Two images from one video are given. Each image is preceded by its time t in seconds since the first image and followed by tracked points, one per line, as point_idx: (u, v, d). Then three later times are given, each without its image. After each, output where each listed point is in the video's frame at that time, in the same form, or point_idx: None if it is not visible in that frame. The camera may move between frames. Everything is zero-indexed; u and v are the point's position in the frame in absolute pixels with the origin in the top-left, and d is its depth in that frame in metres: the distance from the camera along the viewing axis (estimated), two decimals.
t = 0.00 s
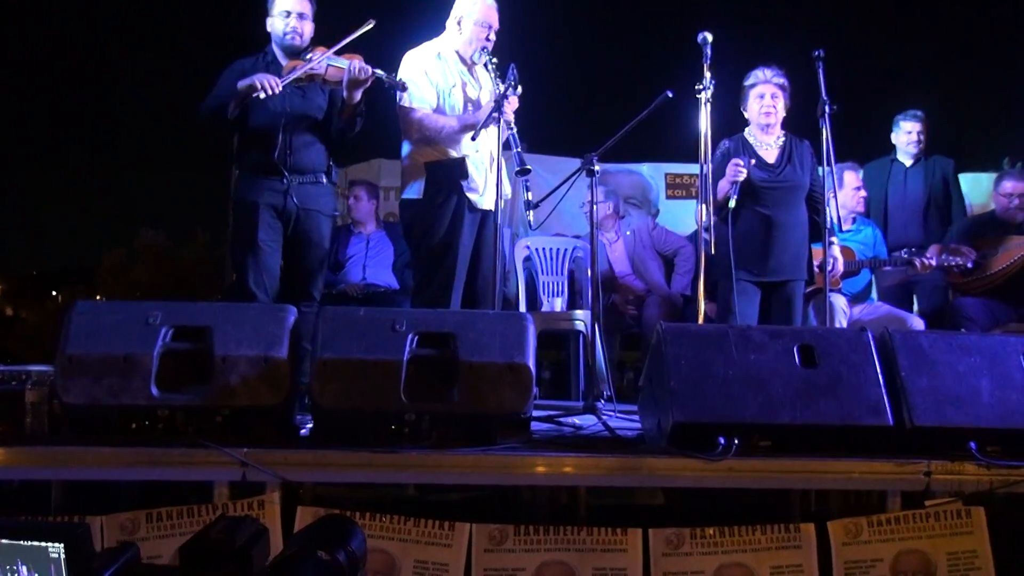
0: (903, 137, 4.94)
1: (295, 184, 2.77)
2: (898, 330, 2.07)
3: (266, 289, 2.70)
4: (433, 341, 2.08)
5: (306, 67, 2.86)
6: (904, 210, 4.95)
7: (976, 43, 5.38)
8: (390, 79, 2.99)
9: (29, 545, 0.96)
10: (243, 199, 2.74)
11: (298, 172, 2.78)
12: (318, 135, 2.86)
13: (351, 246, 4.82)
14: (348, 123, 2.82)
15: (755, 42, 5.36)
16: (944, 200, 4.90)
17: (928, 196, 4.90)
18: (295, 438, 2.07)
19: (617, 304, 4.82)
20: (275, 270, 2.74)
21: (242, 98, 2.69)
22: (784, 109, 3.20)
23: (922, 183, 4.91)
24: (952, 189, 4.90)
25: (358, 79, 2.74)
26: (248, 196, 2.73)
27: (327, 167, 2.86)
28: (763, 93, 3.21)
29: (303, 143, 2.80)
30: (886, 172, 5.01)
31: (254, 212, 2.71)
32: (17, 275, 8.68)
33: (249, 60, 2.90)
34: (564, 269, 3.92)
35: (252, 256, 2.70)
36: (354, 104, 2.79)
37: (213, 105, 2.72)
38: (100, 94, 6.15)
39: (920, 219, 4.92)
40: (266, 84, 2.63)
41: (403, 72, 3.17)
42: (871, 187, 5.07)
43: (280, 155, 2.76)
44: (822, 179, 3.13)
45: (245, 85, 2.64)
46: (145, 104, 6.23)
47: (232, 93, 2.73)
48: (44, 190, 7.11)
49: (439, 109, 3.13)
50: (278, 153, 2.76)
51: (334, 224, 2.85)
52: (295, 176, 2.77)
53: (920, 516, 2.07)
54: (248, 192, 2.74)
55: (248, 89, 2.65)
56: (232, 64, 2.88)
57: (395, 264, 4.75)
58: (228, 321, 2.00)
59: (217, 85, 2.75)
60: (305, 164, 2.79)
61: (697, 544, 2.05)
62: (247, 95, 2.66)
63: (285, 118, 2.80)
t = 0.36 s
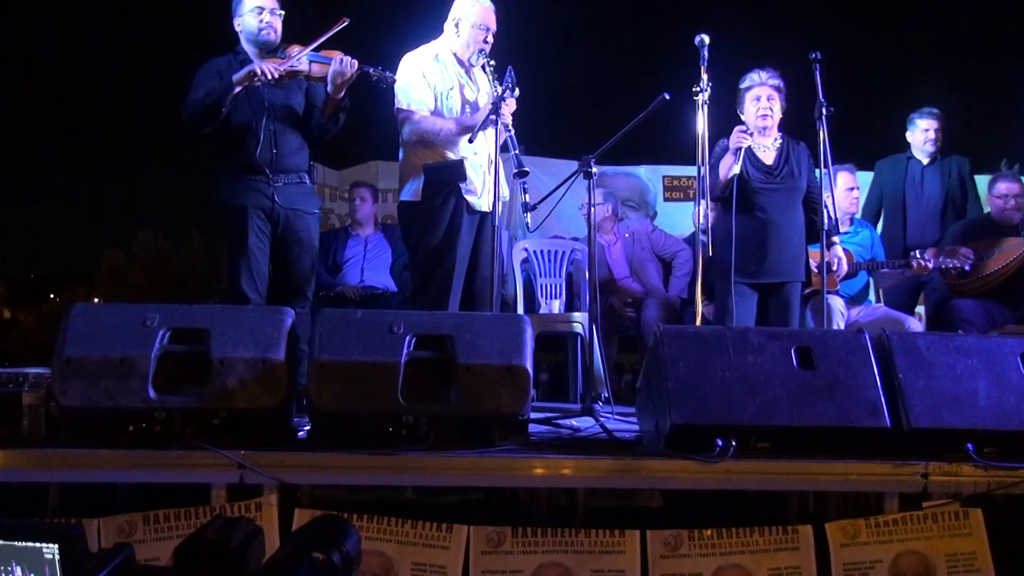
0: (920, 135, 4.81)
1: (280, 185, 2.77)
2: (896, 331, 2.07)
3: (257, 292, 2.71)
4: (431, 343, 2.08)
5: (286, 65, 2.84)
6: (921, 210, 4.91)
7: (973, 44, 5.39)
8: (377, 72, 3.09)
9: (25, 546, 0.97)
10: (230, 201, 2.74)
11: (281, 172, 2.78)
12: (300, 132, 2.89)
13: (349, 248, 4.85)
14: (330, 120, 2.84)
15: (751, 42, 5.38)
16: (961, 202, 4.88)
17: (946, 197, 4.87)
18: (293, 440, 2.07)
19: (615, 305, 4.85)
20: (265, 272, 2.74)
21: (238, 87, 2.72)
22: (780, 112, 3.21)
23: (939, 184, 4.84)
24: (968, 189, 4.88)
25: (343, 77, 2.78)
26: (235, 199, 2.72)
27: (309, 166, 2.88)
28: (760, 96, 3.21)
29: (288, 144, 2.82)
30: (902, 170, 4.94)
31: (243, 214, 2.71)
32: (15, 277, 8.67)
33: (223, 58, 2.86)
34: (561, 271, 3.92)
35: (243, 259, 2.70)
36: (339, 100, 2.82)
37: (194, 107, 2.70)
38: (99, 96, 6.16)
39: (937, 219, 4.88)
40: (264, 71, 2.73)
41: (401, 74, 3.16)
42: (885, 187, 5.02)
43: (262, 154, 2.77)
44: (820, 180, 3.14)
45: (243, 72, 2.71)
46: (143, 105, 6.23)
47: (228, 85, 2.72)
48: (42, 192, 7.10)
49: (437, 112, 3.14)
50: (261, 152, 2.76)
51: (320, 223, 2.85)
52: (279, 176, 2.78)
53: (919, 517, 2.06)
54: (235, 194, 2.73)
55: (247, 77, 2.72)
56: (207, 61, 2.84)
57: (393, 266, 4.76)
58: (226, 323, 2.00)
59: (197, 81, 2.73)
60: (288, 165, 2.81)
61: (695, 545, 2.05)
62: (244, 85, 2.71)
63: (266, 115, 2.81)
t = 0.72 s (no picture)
0: (937, 132, 4.82)
1: (271, 186, 2.79)
2: (894, 331, 2.07)
3: (252, 292, 2.70)
4: (429, 343, 2.08)
5: (276, 69, 2.88)
6: (934, 208, 4.88)
7: (972, 44, 5.39)
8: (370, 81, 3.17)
9: (22, 544, 0.95)
10: (220, 202, 2.72)
11: (272, 173, 2.81)
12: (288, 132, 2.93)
13: (348, 247, 4.85)
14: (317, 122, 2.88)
15: (750, 42, 5.39)
16: (976, 203, 4.86)
17: (961, 196, 4.84)
18: (291, 439, 2.06)
19: (614, 305, 4.86)
20: (257, 272, 2.74)
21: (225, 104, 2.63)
22: (779, 112, 3.19)
23: (954, 183, 4.83)
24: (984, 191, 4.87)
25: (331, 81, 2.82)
26: (226, 200, 2.71)
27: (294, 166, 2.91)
28: (759, 96, 3.18)
29: (277, 147, 2.85)
30: (917, 168, 4.94)
31: (236, 214, 2.70)
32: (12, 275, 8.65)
33: (202, 57, 2.84)
34: (560, 271, 3.92)
35: (237, 259, 2.69)
36: (326, 102, 2.86)
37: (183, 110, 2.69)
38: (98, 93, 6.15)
39: (951, 217, 4.85)
40: (251, 90, 2.61)
41: (401, 74, 3.17)
42: (899, 184, 5.03)
43: (252, 159, 2.77)
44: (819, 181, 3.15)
45: (230, 92, 2.59)
46: (141, 103, 6.23)
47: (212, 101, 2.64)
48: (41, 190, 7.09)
49: (437, 112, 3.14)
50: (250, 156, 2.77)
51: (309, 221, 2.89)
52: (269, 177, 2.80)
53: (918, 517, 2.07)
54: (227, 194, 2.72)
55: (233, 96, 2.61)
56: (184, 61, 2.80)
57: (392, 266, 4.78)
58: (223, 323, 1.99)
59: (178, 90, 2.73)
60: (278, 167, 2.84)
61: (694, 546, 2.05)
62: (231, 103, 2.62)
63: (252, 117, 2.81)
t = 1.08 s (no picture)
0: (937, 132, 4.83)
1: (267, 187, 2.79)
2: (892, 331, 2.07)
3: (249, 293, 2.70)
4: (427, 343, 2.08)
5: (270, 69, 2.93)
6: (937, 206, 4.87)
7: (971, 44, 5.40)
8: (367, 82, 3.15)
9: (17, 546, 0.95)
10: (217, 205, 2.73)
11: (267, 175, 2.80)
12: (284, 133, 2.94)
13: (347, 248, 4.85)
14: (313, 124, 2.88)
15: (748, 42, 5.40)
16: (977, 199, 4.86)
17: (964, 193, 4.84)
18: (289, 440, 2.06)
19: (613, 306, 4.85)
20: (253, 272, 2.73)
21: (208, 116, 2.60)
22: (778, 112, 3.19)
23: (956, 181, 4.83)
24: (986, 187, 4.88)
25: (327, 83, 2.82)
26: (224, 201, 2.71)
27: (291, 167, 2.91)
28: (757, 97, 3.19)
29: (273, 149, 2.84)
30: (918, 166, 4.93)
31: (234, 215, 2.70)
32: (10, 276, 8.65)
33: (196, 60, 2.81)
34: (558, 272, 3.92)
35: (234, 260, 2.69)
36: (323, 104, 2.86)
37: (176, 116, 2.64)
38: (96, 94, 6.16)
39: (954, 216, 4.83)
40: (232, 102, 2.58)
41: (402, 77, 3.20)
42: (900, 180, 5.00)
43: (248, 161, 2.77)
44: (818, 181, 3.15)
45: (211, 104, 2.57)
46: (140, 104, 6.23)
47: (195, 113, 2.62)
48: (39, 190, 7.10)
49: (437, 114, 3.15)
50: (247, 159, 2.77)
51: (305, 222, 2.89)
52: (265, 179, 2.80)
53: (916, 517, 2.07)
54: (225, 196, 2.72)
55: (214, 108, 2.58)
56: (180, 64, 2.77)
57: (391, 267, 4.79)
58: (221, 324, 1.99)
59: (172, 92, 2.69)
60: (274, 168, 2.83)
61: (692, 546, 2.05)
62: (214, 114, 2.60)
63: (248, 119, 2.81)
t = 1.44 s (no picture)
0: (932, 131, 4.84)
1: (272, 188, 2.78)
2: (891, 332, 2.07)
3: (252, 294, 2.70)
4: (426, 344, 2.09)
5: (276, 68, 2.89)
6: (934, 205, 4.87)
7: (969, 44, 5.40)
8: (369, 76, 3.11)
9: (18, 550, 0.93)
10: (220, 206, 2.72)
11: (273, 175, 2.81)
12: (291, 134, 2.93)
13: (346, 249, 4.85)
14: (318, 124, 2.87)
15: (747, 44, 5.42)
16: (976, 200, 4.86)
17: (961, 192, 4.84)
18: (289, 441, 2.06)
19: (613, 307, 4.81)
20: (257, 273, 2.73)
21: (214, 108, 2.61)
22: (777, 111, 3.19)
23: (954, 180, 4.83)
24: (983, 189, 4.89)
25: (331, 81, 2.82)
26: (227, 202, 2.71)
27: (298, 168, 2.91)
28: (755, 96, 3.20)
29: (278, 148, 2.84)
30: (916, 168, 4.93)
31: (237, 216, 2.70)
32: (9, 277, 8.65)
33: (205, 62, 2.84)
34: (557, 273, 3.91)
35: (237, 261, 2.69)
36: (328, 103, 2.85)
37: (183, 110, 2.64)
38: (96, 95, 6.16)
39: (952, 215, 4.83)
40: (239, 95, 2.60)
41: (409, 79, 3.18)
42: (897, 180, 5.02)
43: (252, 159, 2.77)
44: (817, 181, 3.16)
45: (217, 95, 2.58)
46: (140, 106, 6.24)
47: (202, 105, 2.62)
48: (39, 191, 7.10)
49: (444, 114, 3.16)
50: (251, 157, 2.77)
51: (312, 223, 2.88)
52: (270, 179, 2.79)
53: (916, 517, 2.07)
54: (228, 197, 2.72)
55: (220, 100, 2.59)
56: (188, 66, 2.81)
57: (389, 268, 4.81)
58: (221, 326, 1.99)
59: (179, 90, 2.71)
60: (279, 168, 2.83)
61: (692, 546, 2.06)
62: (219, 107, 2.61)
63: (253, 119, 2.81)
